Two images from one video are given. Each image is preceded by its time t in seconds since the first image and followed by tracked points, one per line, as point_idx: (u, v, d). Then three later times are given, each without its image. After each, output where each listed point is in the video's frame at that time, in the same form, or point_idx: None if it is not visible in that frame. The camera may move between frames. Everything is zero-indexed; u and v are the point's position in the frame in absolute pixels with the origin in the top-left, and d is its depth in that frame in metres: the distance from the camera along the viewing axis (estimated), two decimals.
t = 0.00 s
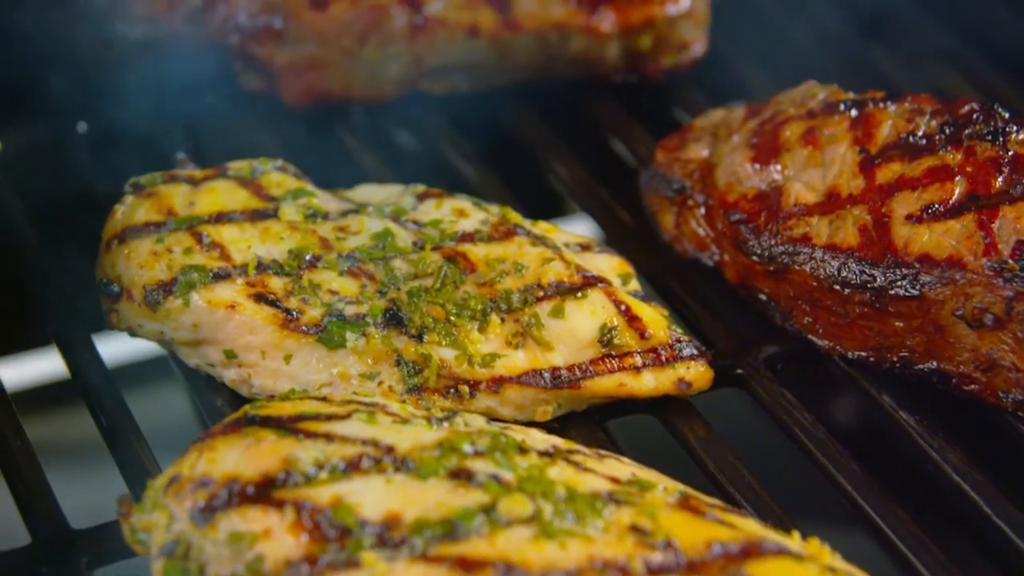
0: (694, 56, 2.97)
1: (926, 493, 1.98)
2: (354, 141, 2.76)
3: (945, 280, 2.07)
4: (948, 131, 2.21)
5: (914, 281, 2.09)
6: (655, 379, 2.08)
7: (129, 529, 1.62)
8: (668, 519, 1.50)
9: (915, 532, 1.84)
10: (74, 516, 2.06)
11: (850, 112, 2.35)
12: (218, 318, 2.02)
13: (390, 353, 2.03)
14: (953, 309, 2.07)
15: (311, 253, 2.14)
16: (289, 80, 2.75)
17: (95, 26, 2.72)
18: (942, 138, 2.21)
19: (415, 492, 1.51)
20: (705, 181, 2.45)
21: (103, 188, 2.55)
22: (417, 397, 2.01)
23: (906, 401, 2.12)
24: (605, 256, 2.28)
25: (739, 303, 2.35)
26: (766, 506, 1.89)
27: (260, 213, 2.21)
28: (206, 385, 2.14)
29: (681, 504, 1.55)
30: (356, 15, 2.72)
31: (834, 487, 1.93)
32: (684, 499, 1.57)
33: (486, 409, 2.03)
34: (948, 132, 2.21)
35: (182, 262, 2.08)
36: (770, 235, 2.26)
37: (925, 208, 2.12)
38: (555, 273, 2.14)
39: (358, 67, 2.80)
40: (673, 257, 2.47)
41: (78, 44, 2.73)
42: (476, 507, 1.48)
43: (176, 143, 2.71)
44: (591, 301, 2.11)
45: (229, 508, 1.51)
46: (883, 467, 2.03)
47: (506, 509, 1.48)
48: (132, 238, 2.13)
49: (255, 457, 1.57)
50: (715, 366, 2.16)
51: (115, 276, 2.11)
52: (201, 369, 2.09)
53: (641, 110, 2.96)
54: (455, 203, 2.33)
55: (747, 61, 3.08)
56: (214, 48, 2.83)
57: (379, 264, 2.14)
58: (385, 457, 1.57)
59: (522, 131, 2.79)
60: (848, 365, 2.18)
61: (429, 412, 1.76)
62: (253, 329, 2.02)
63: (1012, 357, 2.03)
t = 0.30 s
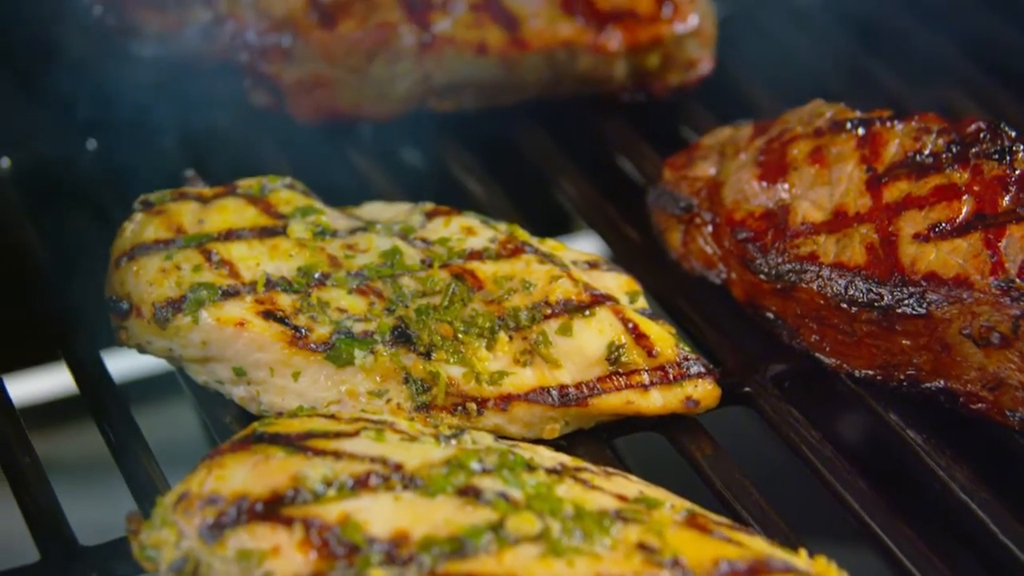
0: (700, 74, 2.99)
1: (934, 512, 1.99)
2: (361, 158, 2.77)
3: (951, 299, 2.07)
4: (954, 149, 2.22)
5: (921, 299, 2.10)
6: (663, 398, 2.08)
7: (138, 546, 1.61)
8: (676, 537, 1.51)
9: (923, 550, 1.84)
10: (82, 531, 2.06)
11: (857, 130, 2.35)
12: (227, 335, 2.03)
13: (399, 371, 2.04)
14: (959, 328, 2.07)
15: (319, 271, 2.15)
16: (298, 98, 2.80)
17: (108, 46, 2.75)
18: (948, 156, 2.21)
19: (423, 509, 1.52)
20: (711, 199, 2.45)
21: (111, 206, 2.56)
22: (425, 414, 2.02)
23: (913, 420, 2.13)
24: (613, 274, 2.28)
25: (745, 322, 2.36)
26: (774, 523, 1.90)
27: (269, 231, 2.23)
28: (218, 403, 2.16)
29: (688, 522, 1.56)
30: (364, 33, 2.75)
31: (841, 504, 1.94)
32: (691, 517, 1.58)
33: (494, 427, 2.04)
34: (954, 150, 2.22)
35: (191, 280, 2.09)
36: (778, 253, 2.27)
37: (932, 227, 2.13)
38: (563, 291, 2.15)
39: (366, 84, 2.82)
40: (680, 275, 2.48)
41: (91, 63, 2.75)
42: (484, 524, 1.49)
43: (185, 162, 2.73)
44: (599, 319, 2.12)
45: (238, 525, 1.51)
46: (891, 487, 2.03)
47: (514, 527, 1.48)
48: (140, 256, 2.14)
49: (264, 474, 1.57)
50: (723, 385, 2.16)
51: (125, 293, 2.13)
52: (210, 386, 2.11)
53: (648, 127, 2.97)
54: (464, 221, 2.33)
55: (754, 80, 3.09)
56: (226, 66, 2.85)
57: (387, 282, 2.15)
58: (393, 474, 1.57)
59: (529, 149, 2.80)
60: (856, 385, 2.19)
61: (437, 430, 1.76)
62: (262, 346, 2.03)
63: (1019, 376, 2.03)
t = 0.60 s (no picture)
0: (709, 92, 3.01)
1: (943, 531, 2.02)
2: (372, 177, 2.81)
3: (960, 317, 2.07)
4: (963, 168, 2.23)
5: (930, 317, 2.10)
6: (671, 415, 2.09)
7: (146, 562, 1.63)
8: (685, 554, 1.52)
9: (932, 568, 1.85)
10: (88, 548, 2.08)
11: (866, 148, 2.36)
12: (237, 351, 2.04)
13: (408, 388, 2.05)
14: (968, 346, 2.08)
15: (329, 287, 2.16)
16: (308, 115, 2.82)
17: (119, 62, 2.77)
18: (956, 174, 2.23)
19: (432, 526, 1.53)
20: (720, 216, 2.45)
21: (121, 224, 2.58)
22: (434, 431, 2.03)
23: (922, 437, 2.14)
24: (621, 291, 2.29)
25: (753, 339, 2.36)
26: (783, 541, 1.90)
27: (278, 247, 2.24)
28: (224, 417, 2.18)
29: (697, 539, 1.57)
30: (374, 50, 2.77)
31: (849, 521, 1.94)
32: (700, 534, 1.59)
33: (503, 444, 2.05)
34: (962, 169, 2.23)
35: (201, 296, 2.11)
36: (786, 270, 2.27)
37: (940, 244, 2.13)
38: (573, 308, 2.15)
39: (375, 101, 2.84)
40: (688, 291, 2.48)
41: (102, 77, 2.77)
42: (493, 542, 1.50)
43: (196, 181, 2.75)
44: (608, 336, 2.12)
45: (248, 542, 1.52)
46: (904, 509, 2.06)
47: (524, 544, 1.50)
48: (150, 272, 2.15)
49: (274, 491, 1.58)
50: (732, 401, 2.16)
51: (134, 309, 2.13)
52: (220, 403, 2.12)
53: (655, 145, 2.98)
54: (473, 237, 2.33)
55: (762, 98, 3.11)
56: (234, 82, 2.81)
57: (396, 298, 2.16)
58: (403, 491, 1.58)
59: (538, 167, 2.82)
60: (865, 403, 2.19)
61: (445, 446, 1.77)
62: (271, 362, 2.05)
63: None
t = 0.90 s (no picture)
0: (717, 108, 3.02)
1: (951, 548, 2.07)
2: (380, 193, 2.82)
3: (969, 334, 2.07)
4: (972, 185, 2.24)
5: (938, 334, 2.09)
6: (680, 432, 2.09)
7: None
8: (695, 571, 1.53)
9: None
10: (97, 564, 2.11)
11: (874, 164, 2.37)
12: (246, 367, 2.06)
13: (417, 405, 2.05)
14: (976, 363, 2.08)
15: (338, 303, 2.18)
16: (316, 131, 2.84)
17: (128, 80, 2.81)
18: (965, 192, 2.23)
19: (440, 542, 1.53)
20: (729, 233, 2.46)
21: (129, 240, 2.60)
22: (443, 447, 2.02)
23: (929, 453, 2.16)
24: (630, 308, 2.30)
25: (761, 356, 2.36)
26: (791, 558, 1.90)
27: (287, 264, 2.26)
28: (232, 432, 2.19)
29: (706, 556, 1.58)
30: (382, 67, 2.78)
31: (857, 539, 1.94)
32: (709, 552, 1.60)
33: (511, 460, 2.06)
34: (971, 186, 2.24)
35: (211, 312, 2.12)
36: (795, 287, 2.26)
37: (949, 262, 2.13)
38: (581, 325, 2.17)
39: (384, 117, 2.86)
40: (696, 307, 2.49)
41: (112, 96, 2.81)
42: (502, 558, 1.51)
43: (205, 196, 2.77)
44: (616, 353, 2.14)
45: (257, 558, 1.52)
46: (911, 528, 2.11)
47: (532, 561, 1.51)
48: (160, 288, 2.16)
49: (282, 507, 1.59)
50: (741, 418, 2.16)
51: (143, 325, 2.13)
52: (228, 419, 2.13)
53: (664, 162, 3.00)
54: (481, 254, 2.34)
55: (771, 114, 3.12)
56: (243, 98, 2.83)
57: (405, 315, 2.17)
58: (412, 507, 1.58)
59: (547, 184, 2.83)
60: (874, 421, 2.19)
61: (454, 463, 1.77)
62: (281, 379, 2.06)
63: None
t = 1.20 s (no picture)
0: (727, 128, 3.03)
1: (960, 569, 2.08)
2: (390, 212, 2.82)
3: (978, 355, 2.07)
4: (981, 207, 2.25)
5: (947, 355, 2.10)
6: (689, 452, 2.09)
7: None
8: None
9: None
10: None
11: (884, 185, 2.37)
12: (256, 387, 2.07)
13: (427, 424, 2.06)
14: (986, 384, 2.08)
15: (349, 323, 2.19)
16: (326, 150, 2.84)
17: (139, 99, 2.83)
18: (975, 214, 2.24)
19: (452, 563, 1.54)
20: (738, 254, 2.46)
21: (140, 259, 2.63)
22: (453, 466, 2.04)
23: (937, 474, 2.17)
24: (640, 328, 2.30)
25: (769, 377, 2.37)
26: None
27: (298, 283, 2.27)
28: (244, 451, 2.20)
29: None
30: (392, 87, 2.79)
31: (868, 560, 1.96)
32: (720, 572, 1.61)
33: (521, 480, 2.05)
34: (981, 208, 2.25)
35: (222, 331, 2.14)
36: (805, 308, 2.26)
37: (958, 283, 2.14)
38: (591, 345, 2.17)
39: (394, 137, 2.88)
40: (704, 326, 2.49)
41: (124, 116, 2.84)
42: None
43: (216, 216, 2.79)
44: (626, 373, 2.14)
45: None
46: (921, 548, 2.11)
47: None
48: (170, 308, 2.18)
49: (293, 526, 1.60)
50: (750, 439, 2.18)
51: (154, 344, 2.14)
52: (238, 438, 2.14)
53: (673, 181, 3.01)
54: (491, 273, 2.35)
55: (781, 133, 3.13)
56: (253, 118, 2.87)
57: (415, 334, 2.18)
58: (422, 527, 1.59)
59: (556, 204, 2.84)
60: (883, 441, 2.20)
61: (464, 483, 1.77)
62: (291, 399, 2.07)
63: None
